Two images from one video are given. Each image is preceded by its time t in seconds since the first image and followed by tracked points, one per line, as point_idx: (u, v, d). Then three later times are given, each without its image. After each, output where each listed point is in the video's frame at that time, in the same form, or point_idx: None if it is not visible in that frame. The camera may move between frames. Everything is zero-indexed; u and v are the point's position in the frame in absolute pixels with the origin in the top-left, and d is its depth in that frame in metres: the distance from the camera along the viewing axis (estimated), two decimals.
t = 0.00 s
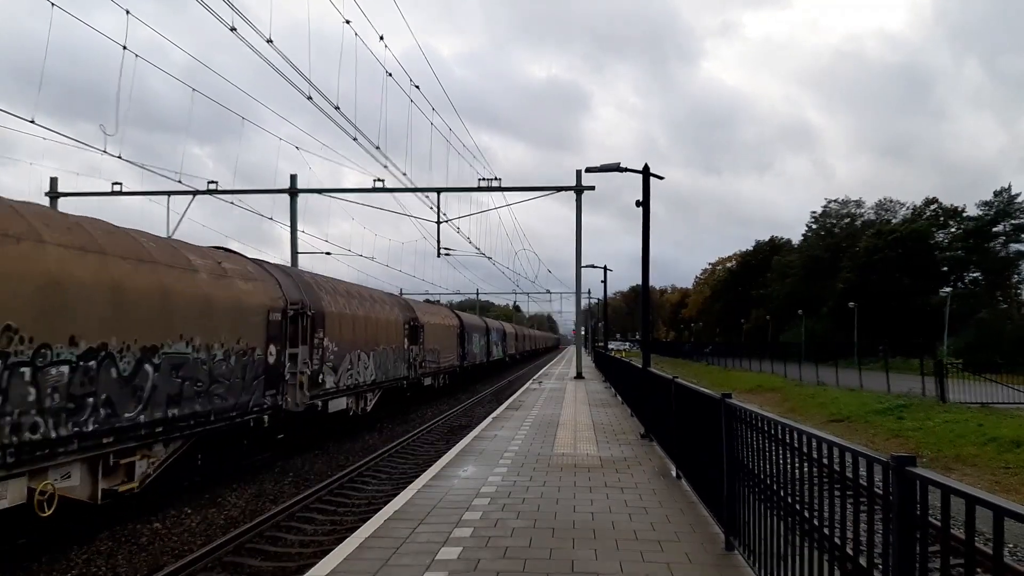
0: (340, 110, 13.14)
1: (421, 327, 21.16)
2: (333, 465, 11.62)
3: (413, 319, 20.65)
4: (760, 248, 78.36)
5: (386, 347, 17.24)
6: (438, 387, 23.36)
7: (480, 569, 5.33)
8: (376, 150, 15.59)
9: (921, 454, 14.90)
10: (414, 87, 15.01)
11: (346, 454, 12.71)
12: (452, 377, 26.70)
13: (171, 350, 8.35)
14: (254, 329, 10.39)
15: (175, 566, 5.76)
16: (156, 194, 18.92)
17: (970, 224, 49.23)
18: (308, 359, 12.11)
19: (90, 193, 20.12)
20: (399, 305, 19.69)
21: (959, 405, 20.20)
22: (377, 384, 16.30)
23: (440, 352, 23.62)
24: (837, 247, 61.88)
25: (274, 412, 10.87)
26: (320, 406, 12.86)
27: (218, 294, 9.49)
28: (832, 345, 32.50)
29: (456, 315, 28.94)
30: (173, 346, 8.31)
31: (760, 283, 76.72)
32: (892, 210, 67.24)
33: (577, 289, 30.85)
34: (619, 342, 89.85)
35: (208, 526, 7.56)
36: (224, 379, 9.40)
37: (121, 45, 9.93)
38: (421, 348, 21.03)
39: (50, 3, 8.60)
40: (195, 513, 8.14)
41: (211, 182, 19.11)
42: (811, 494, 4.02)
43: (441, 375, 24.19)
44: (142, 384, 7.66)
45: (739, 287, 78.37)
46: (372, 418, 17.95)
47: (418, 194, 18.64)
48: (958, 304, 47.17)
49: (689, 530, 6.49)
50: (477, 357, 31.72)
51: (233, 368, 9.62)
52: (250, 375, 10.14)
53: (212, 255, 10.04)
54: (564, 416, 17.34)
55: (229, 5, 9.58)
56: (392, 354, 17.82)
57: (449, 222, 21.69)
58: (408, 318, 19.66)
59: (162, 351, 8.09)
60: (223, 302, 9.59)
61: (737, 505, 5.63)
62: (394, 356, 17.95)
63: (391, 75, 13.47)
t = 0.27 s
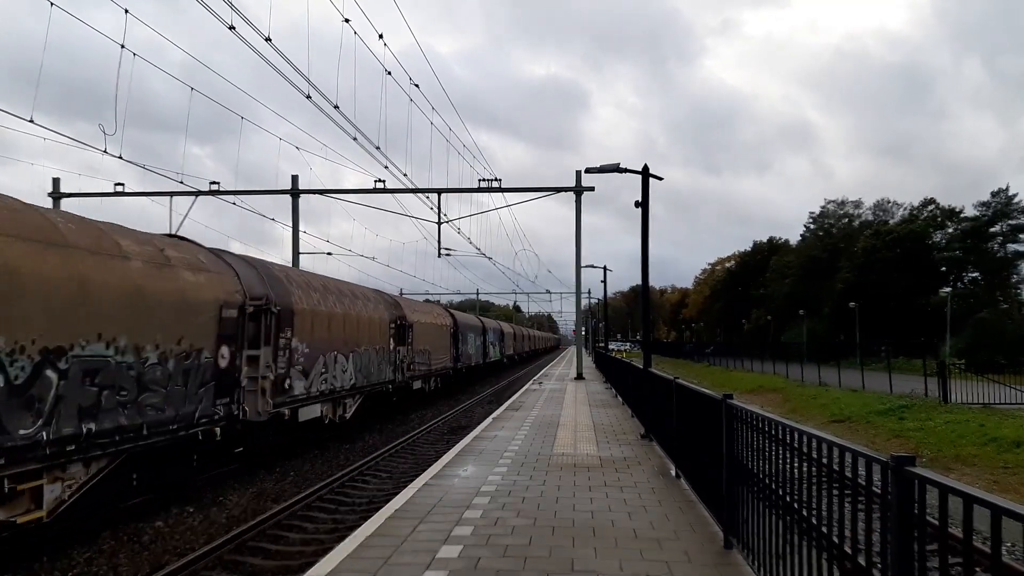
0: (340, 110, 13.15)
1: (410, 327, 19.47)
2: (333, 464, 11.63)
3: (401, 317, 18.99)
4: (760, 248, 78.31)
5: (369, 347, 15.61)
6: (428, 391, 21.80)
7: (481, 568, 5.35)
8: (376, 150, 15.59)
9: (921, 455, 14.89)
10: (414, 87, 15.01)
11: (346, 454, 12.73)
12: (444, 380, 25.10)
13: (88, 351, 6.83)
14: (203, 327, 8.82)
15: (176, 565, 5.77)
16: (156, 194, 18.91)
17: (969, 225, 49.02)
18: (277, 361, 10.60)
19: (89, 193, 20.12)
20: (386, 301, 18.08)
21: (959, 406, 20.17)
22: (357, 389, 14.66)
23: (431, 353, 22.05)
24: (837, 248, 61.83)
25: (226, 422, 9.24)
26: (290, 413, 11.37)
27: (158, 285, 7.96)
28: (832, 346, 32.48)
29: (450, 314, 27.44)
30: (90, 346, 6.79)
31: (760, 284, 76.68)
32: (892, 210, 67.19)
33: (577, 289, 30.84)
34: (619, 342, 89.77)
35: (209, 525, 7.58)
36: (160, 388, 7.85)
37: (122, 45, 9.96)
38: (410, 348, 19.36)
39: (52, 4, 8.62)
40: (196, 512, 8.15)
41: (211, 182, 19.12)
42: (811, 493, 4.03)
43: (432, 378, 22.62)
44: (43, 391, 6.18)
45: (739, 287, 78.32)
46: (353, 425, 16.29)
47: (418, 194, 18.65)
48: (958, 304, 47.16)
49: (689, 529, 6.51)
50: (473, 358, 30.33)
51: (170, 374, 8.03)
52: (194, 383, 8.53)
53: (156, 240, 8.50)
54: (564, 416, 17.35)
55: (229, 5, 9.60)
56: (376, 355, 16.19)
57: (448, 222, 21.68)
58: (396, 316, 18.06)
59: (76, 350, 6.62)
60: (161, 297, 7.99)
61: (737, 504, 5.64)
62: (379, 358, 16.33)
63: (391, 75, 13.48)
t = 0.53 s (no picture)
0: (339, 110, 13.13)
1: (396, 325, 18.14)
2: (333, 464, 11.61)
3: (385, 315, 17.61)
4: (760, 248, 78.27)
5: (349, 347, 14.28)
6: (419, 394, 20.56)
7: (481, 569, 5.33)
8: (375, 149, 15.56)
9: (922, 454, 14.87)
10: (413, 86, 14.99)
11: (346, 454, 12.73)
12: (435, 382, 23.78)
13: None
14: (130, 324, 7.33)
15: (174, 566, 5.75)
16: (156, 194, 18.90)
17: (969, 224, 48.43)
18: (230, 364, 9.26)
19: (90, 193, 20.12)
20: (370, 298, 16.71)
21: (959, 405, 20.15)
22: (335, 394, 13.34)
23: (421, 354, 20.75)
24: (837, 247, 61.79)
25: (168, 437, 7.89)
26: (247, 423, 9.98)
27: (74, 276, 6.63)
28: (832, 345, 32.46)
29: (441, 311, 26.10)
30: None
31: (760, 284, 76.66)
32: (892, 210, 67.14)
33: (577, 289, 30.82)
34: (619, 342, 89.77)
35: (208, 526, 7.56)
36: (74, 397, 6.49)
37: (121, 45, 9.96)
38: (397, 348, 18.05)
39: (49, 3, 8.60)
40: (195, 512, 8.13)
41: (211, 182, 19.11)
42: (811, 493, 4.00)
43: (422, 380, 21.33)
44: None
45: (739, 287, 78.30)
46: (333, 432, 14.97)
47: (417, 194, 18.63)
48: (959, 304, 47.14)
49: (688, 529, 6.50)
50: (467, 358, 29.14)
51: (86, 382, 6.63)
52: (121, 391, 7.15)
53: (68, 218, 7.07)
54: (564, 416, 17.32)
55: (227, 4, 9.58)
56: (358, 356, 14.85)
57: (448, 222, 21.67)
58: (380, 313, 16.72)
59: None
60: (65, 288, 6.48)
61: (737, 504, 5.61)
62: (361, 359, 15.01)
63: (391, 74, 13.45)
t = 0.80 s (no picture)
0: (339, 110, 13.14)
1: (381, 324, 16.98)
2: (332, 465, 11.61)
3: (367, 313, 16.43)
4: (760, 248, 78.30)
5: (326, 348, 13.19)
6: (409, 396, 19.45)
7: (480, 570, 5.33)
8: (376, 149, 15.57)
9: (922, 454, 14.90)
10: (414, 86, 15.00)
11: (345, 454, 12.73)
12: (425, 384, 22.63)
13: None
14: (32, 316, 6.18)
15: (174, 566, 5.75)
16: (156, 194, 18.90)
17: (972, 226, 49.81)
18: (174, 367, 8.19)
19: (90, 193, 20.12)
20: (351, 295, 15.57)
21: (959, 405, 20.19)
22: (309, 399, 12.23)
23: (409, 354, 19.61)
24: (837, 247, 61.84)
25: (85, 455, 6.77)
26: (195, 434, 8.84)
27: None
28: (832, 345, 32.49)
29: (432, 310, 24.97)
30: None
31: (760, 283, 76.68)
32: (892, 210, 67.19)
33: (577, 289, 30.84)
34: (619, 342, 89.79)
35: (207, 526, 7.56)
36: None
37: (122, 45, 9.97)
38: (382, 349, 16.91)
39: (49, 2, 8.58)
40: (194, 513, 8.14)
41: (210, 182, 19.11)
42: (811, 494, 4.00)
43: (412, 382, 20.21)
44: None
45: (739, 287, 78.36)
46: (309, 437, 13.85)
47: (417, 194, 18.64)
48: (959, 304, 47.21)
49: (688, 530, 6.49)
50: (460, 358, 28.08)
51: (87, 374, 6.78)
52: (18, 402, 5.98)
53: None
54: (564, 416, 17.33)
55: (227, 4, 9.58)
56: (335, 357, 13.69)
57: (449, 222, 21.69)
58: (362, 311, 15.58)
59: None
60: None
61: (737, 504, 5.61)
62: (339, 361, 13.88)
63: (391, 74, 13.42)
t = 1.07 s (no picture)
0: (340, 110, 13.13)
1: (360, 324, 15.86)
2: (333, 464, 11.65)
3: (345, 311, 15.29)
4: (759, 248, 78.29)
5: (294, 349, 12.04)
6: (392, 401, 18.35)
7: (482, 568, 5.38)
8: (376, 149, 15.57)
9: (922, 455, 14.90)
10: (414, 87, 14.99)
11: (346, 454, 12.77)
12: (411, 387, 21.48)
13: None
14: None
15: (180, 565, 5.80)
16: (157, 194, 18.90)
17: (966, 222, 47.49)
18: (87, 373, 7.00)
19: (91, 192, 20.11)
20: (327, 292, 14.43)
21: (959, 406, 20.15)
22: (270, 408, 11.08)
23: (392, 356, 18.48)
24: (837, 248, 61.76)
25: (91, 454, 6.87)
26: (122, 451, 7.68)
27: None
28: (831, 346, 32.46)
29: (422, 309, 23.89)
30: None
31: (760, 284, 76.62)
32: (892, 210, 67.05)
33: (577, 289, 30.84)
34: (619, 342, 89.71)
35: (210, 525, 7.61)
36: None
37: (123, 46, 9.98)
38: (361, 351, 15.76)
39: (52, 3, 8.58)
40: (197, 512, 8.19)
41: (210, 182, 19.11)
42: (811, 494, 4.05)
43: (395, 385, 19.06)
44: None
45: (739, 287, 78.29)
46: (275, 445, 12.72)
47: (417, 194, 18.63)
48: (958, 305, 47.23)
49: (688, 530, 6.55)
50: (451, 360, 27.07)
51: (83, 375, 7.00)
52: None
53: None
54: (564, 416, 17.36)
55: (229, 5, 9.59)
56: (306, 359, 12.58)
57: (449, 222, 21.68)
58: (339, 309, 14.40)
59: None
60: None
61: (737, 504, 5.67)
62: (310, 363, 12.76)
63: (392, 74, 13.43)
